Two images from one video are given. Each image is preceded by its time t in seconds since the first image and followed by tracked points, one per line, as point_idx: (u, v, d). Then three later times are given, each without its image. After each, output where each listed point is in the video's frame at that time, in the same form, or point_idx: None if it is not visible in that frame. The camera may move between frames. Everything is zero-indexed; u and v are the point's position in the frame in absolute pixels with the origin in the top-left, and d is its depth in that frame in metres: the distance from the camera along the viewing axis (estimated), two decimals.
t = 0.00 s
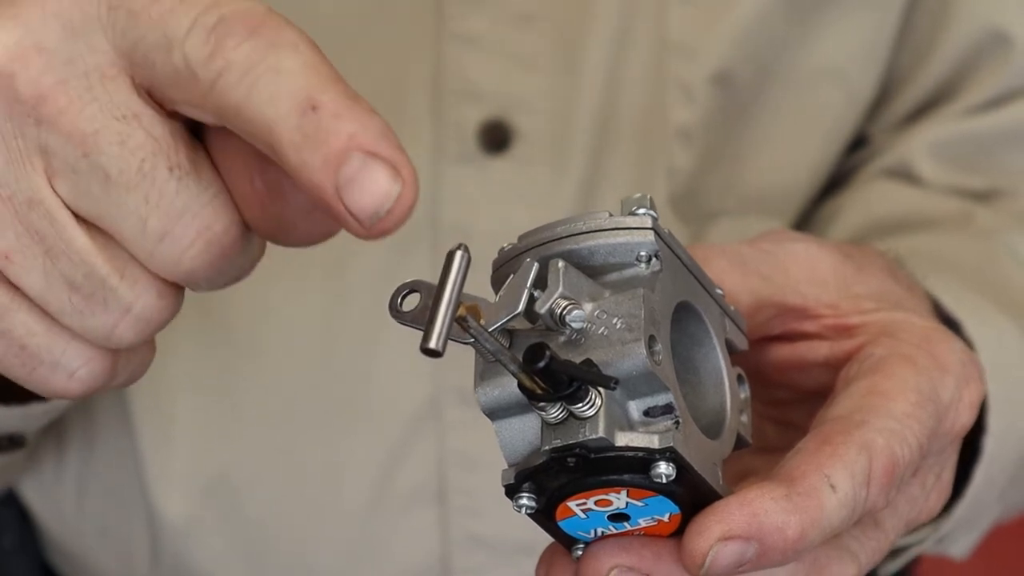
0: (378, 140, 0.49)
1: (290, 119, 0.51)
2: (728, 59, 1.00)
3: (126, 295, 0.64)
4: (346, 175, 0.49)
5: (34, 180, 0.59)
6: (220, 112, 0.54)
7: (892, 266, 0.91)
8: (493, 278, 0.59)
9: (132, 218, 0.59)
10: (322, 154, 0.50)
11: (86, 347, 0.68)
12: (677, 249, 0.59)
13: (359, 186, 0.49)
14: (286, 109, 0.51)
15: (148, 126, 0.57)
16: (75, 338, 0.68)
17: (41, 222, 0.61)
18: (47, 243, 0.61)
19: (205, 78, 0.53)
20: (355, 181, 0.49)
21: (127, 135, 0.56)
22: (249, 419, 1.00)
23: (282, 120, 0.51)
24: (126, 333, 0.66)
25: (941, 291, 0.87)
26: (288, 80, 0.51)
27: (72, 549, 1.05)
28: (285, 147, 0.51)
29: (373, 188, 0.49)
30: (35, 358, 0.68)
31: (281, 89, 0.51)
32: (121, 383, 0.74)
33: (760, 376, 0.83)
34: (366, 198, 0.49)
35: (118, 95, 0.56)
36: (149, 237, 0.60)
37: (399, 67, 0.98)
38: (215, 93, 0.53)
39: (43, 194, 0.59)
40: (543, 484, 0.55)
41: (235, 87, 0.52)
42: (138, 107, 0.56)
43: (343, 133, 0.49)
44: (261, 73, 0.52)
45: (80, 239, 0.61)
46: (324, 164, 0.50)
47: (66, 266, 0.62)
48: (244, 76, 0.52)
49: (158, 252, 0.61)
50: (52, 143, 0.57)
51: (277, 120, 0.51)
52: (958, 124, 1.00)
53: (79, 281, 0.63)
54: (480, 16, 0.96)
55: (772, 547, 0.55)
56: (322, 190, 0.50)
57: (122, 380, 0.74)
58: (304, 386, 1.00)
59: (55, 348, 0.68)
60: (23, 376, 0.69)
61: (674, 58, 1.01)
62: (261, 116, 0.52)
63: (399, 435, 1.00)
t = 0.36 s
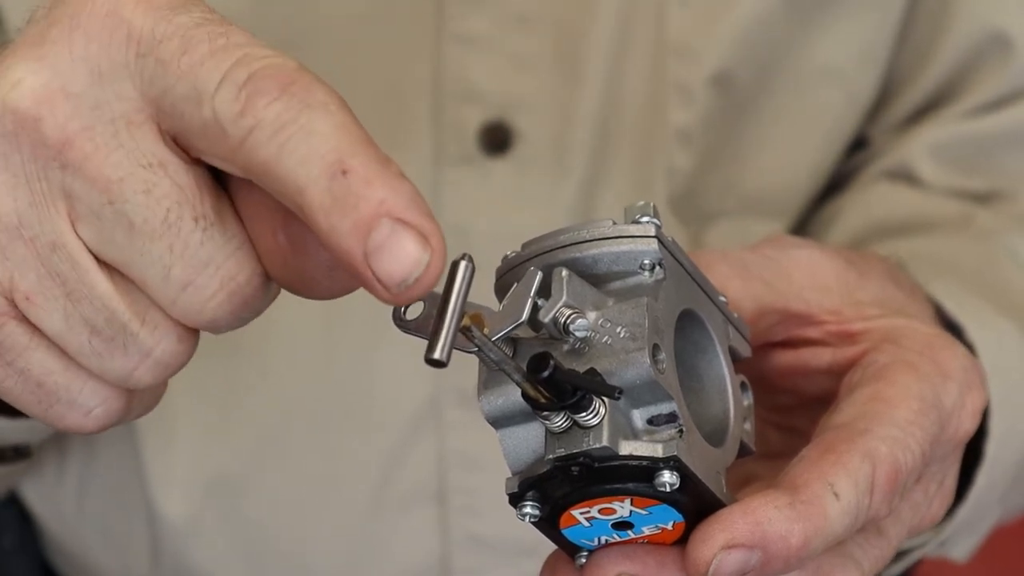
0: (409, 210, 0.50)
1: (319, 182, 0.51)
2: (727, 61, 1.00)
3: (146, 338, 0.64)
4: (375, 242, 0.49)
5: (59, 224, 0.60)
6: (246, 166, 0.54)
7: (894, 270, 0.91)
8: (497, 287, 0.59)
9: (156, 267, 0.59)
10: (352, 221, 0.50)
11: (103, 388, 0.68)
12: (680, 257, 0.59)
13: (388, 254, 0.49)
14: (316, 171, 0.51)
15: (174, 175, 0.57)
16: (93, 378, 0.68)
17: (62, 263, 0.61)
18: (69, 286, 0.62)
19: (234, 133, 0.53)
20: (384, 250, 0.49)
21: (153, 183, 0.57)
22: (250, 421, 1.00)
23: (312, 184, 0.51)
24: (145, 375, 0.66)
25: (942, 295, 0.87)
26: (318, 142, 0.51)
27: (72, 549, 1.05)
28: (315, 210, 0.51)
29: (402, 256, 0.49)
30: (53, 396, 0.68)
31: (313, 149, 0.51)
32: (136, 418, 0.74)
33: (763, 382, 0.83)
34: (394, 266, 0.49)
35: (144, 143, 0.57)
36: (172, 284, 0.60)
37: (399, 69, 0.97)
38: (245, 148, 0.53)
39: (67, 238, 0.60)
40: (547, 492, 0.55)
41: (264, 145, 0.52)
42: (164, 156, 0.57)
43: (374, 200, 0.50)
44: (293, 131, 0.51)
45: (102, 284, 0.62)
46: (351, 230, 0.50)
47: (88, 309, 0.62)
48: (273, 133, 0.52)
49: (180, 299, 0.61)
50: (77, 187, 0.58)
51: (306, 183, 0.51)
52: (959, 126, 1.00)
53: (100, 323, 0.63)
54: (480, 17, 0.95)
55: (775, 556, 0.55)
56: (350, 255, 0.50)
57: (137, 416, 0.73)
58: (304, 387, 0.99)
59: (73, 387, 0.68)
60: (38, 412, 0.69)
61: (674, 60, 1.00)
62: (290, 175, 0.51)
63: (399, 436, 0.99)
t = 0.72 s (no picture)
0: (416, 226, 0.50)
1: (326, 200, 0.50)
2: (728, 62, 0.99)
3: (153, 351, 0.63)
4: (382, 259, 0.49)
5: (66, 239, 0.59)
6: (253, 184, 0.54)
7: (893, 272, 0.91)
8: (496, 292, 0.60)
9: (163, 282, 0.59)
10: (359, 241, 0.50)
11: (110, 400, 0.68)
12: (679, 262, 0.59)
13: (395, 271, 0.49)
14: (322, 189, 0.51)
15: (180, 190, 0.57)
16: (99, 391, 0.67)
17: (69, 278, 0.61)
18: (76, 300, 0.62)
19: (241, 150, 0.53)
20: (392, 268, 0.49)
21: (160, 199, 0.57)
22: (250, 422, 1.00)
23: (319, 201, 0.51)
24: (152, 390, 0.66)
25: (942, 297, 0.87)
26: (327, 161, 0.51)
27: (72, 550, 1.05)
28: (321, 227, 0.51)
29: (409, 273, 0.49)
30: (59, 409, 0.68)
31: (319, 167, 0.51)
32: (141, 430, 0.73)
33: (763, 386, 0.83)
34: (402, 283, 0.49)
35: (151, 158, 0.57)
36: (179, 300, 0.60)
37: (400, 72, 0.98)
38: (251, 165, 0.53)
39: (74, 253, 0.60)
40: (546, 497, 0.55)
41: (272, 162, 0.52)
42: (170, 169, 0.57)
43: (381, 217, 0.50)
44: (301, 148, 0.51)
45: (109, 298, 0.61)
46: (359, 248, 0.50)
47: (94, 323, 0.62)
48: (280, 151, 0.52)
49: (187, 314, 0.60)
50: (84, 203, 0.58)
51: (313, 200, 0.51)
52: (958, 127, 1.00)
53: (107, 338, 0.63)
54: (480, 19, 0.95)
55: (774, 560, 0.55)
56: (357, 272, 0.50)
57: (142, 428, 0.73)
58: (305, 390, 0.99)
59: (79, 400, 0.67)
60: (44, 425, 0.69)
61: (674, 61, 1.00)
62: (296, 194, 0.51)
63: (400, 437, 1.00)
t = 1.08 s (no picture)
0: (430, 232, 0.49)
1: (340, 205, 0.50)
2: (731, 59, 0.99)
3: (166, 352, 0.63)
4: (396, 264, 0.48)
5: (77, 240, 0.59)
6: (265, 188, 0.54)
7: (894, 267, 0.91)
8: (495, 282, 0.59)
9: (174, 284, 0.59)
10: (373, 246, 0.49)
11: (122, 401, 0.67)
12: (678, 254, 0.59)
13: (408, 277, 0.48)
14: (335, 194, 0.50)
15: (193, 192, 0.57)
16: (111, 392, 0.66)
17: (81, 279, 0.60)
18: (88, 301, 0.61)
19: (254, 155, 0.52)
20: (406, 273, 0.48)
21: (172, 201, 0.57)
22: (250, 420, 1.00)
23: (333, 208, 0.50)
24: (163, 391, 0.65)
25: (945, 292, 0.87)
26: (341, 166, 0.51)
27: (71, 548, 1.05)
28: (334, 233, 0.50)
29: (421, 277, 0.48)
30: (70, 410, 0.66)
31: (331, 174, 0.50)
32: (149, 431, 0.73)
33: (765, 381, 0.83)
34: (415, 289, 0.48)
35: (164, 160, 0.56)
36: (190, 302, 0.59)
37: (401, 72, 0.98)
38: (265, 170, 0.52)
39: (86, 254, 0.59)
40: (545, 489, 0.55)
41: (285, 167, 0.51)
42: (183, 173, 0.57)
43: (395, 223, 0.49)
44: (314, 154, 0.51)
45: (120, 300, 0.61)
46: (372, 253, 0.49)
47: (107, 325, 0.61)
48: (294, 156, 0.51)
49: (198, 317, 0.60)
50: (96, 204, 0.57)
51: (326, 206, 0.50)
52: (961, 123, 1.00)
53: (119, 339, 0.62)
54: (481, 17, 0.95)
55: (774, 552, 0.55)
56: (370, 278, 0.50)
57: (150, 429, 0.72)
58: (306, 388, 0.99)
59: (91, 401, 0.66)
60: (53, 427, 0.68)
61: (681, 63, 1.00)
62: (309, 199, 0.51)
63: (400, 437, 1.00)
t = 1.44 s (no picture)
0: (439, 143, 0.51)
1: (350, 117, 0.52)
2: (731, 59, 0.99)
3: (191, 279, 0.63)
4: (406, 175, 0.50)
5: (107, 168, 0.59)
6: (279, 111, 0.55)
7: (895, 271, 0.91)
8: (498, 290, 0.59)
9: (201, 210, 0.58)
10: (384, 155, 0.51)
11: (148, 335, 0.67)
12: (682, 261, 0.59)
13: (418, 189, 0.50)
14: (346, 109, 0.52)
15: (218, 117, 0.57)
16: (136, 324, 0.66)
17: (108, 208, 0.60)
18: (114, 228, 0.61)
19: (267, 74, 0.54)
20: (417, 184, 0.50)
21: (197, 126, 0.57)
22: (250, 419, 1.00)
23: (342, 121, 0.52)
24: (190, 323, 0.65)
25: (946, 296, 0.87)
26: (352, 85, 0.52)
27: (71, 551, 1.05)
28: (344, 146, 0.52)
29: (433, 188, 0.50)
30: (97, 343, 0.67)
31: (340, 92, 0.52)
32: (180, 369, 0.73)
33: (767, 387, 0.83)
34: (425, 200, 0.50)
35: (187, 86, 0.57)
36: (217, 226, 0.59)
37: (401, 71, 0.99)
38: (278, 91, 0.54)
39: (114, 180, 0.59)
40: (550, 498, 0.55)
41: (297, 85, 0.53)
42: (199, 96, 0.57)
43: (405, 136, 0.51)
44: (325, 76, 0.53)
45: (148, 225, 0.61)
46: (382, 164, 0.51)
47: (132, 252, 0.62)
48: (306, 77, 0.53)
49: (224, 240, 0.59)
50: (122, 130, 0.58)
51: (336, 119, 0.52)
52: (962, 123, 1.00)
53: (145, 267, 0.62)
54: (480, 17, 0.95)
55: (780, 559, 0.55)
56: (380, 190, 0.51)
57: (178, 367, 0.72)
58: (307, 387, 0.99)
59: (116, 333, 0.66)
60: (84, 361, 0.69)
61: (678, 60, 1.00)
62: (320, 116, 0.53)
63: (400, 436, 0.99)
